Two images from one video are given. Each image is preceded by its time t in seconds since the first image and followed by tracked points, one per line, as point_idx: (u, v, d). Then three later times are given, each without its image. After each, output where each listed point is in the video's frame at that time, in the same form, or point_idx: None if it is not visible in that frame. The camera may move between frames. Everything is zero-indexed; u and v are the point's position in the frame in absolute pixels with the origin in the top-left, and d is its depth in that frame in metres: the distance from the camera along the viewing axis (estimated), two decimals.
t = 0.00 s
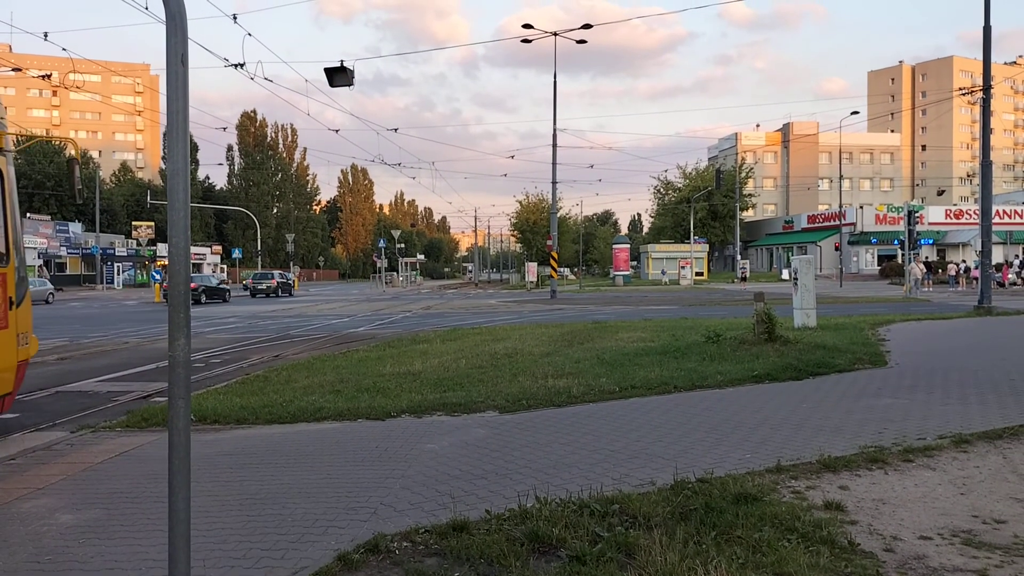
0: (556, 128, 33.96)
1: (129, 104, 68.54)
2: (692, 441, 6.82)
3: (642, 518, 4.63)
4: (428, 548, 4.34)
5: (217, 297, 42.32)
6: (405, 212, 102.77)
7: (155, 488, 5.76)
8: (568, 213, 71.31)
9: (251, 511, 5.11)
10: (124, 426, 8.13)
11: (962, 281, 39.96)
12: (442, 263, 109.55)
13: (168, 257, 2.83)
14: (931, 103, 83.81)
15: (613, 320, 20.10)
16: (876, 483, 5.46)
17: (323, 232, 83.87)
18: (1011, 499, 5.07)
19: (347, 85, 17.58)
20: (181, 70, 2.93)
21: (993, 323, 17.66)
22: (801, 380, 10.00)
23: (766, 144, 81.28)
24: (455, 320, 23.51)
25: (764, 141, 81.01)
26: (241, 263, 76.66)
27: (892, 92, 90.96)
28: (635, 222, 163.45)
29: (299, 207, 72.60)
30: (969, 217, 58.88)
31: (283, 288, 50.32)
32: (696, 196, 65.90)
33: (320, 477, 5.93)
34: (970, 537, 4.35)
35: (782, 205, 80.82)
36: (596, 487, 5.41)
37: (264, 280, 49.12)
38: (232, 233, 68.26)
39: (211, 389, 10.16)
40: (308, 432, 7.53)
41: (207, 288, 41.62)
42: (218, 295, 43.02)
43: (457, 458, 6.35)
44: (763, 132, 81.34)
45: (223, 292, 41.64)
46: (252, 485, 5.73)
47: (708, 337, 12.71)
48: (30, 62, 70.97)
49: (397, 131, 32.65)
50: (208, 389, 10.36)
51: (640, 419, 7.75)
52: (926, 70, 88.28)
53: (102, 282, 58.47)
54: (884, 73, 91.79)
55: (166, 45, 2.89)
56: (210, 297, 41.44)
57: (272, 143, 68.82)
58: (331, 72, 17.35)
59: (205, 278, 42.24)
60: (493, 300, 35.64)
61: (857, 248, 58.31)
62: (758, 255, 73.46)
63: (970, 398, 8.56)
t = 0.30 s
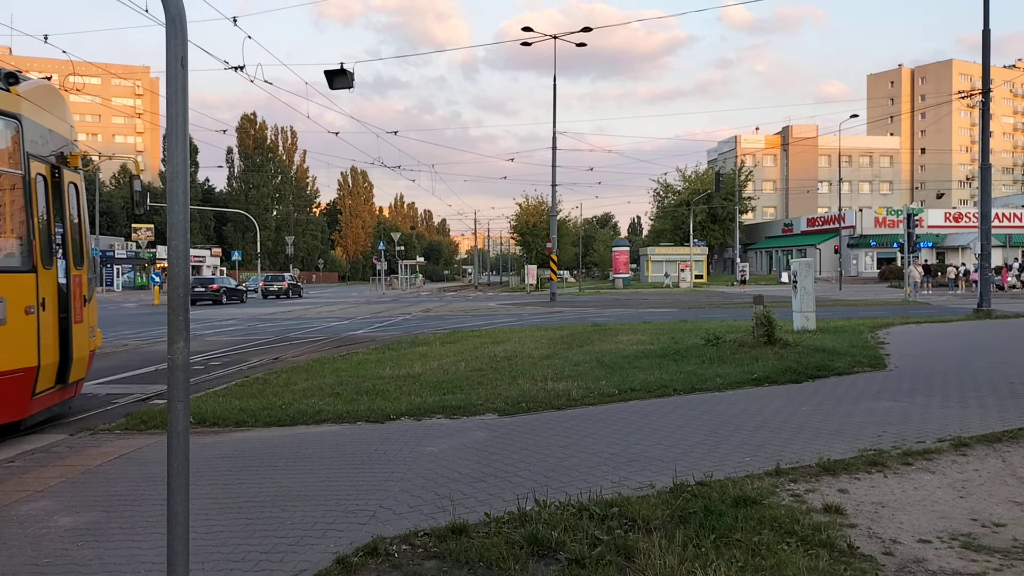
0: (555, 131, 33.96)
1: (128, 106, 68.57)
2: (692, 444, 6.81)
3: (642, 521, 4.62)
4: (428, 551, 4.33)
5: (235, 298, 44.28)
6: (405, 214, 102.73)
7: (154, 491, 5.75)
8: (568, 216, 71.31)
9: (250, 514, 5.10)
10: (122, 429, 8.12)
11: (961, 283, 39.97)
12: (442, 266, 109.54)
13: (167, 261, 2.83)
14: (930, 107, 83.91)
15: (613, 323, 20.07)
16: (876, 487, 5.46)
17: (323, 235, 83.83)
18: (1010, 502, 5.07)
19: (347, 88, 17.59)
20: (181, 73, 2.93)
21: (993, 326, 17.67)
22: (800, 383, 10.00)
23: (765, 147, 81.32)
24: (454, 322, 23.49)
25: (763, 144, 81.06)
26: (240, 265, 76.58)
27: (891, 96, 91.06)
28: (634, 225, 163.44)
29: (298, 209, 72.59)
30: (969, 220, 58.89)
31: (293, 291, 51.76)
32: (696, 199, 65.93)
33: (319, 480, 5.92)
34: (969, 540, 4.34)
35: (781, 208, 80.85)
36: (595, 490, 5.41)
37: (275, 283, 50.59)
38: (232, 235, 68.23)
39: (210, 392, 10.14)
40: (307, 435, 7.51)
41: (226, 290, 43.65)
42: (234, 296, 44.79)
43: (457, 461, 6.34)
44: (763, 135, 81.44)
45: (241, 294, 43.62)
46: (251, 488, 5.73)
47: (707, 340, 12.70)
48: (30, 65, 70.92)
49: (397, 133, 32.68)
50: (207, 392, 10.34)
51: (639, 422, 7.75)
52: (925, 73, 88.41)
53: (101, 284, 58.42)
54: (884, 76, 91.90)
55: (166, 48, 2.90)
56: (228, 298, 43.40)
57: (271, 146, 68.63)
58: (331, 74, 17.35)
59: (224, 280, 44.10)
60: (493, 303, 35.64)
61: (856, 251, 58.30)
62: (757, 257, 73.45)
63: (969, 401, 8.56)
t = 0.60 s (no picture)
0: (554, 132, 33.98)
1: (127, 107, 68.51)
2: (690, 446, 6.82)
3: (640, 523, 4.62)
4: (425, 553, 4.33)
5: (251, 299, 45.60)
6: (404, 216, 102.76)
7: (152, 492, 5.76)
8: (567, 218, 71.33)
9: (249, 515, 5.11)
10: (120, 431, 8.12)
11: (960, 285, 40.04)
12: (440, 267, 109.62)
13: (166, 264, 2.83)
14: (929, 109, 84.00)
15: (611, 324, 20.09)
16: (874, 489, 5.46)
17: (322, 236, 83.81)
18: (1009, 504, 5.07)
19: (346, 89, 17.59)
20: (180, 74, 2.94)
21: (993, 328, 17.67)
22: (799, 384, 10.00)
23: (765, 148, 81.37)
24: (453, 324, 23.48)
25: (762, 146, 81.11)
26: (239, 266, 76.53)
27: (890, 98, 91.18)
28: (634, 227, 163.52)
29: (298, 211, 72.57)
30: (967, 222, 58.98)
31: (302, 292, 53.17)
32: (695, 200, 65.99)
33: (317, 481, 5.93)
34: (968, 543, 4.34)
35: (780, 210, 80.90)
36: (593, 492, 5.41)
37: (286, 283, 52.05)
38: (231, 237, 68.17)
39: (209, 393, 10.15)
40: (306, 436, 7.51)
41: (243, 290, 44.89)
42: (250, 296, 46.01)
43: (455, 463, 6.35)
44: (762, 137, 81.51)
45: (257, 294, 45.05)
46: (249, 489, 5.73)
47: (706, 342, 12.71)
48: (30, 66, 70.85)
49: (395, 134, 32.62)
50: (206, 393, 10.34)
51: (637, 424, 7.76)
52: (924, 76, 88.53)
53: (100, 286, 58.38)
54: (883, 79, 92.02)
55: (165, 49, 2.90)
56: (245, 298, 44.83)
57: (271, 147, 68.29)
58: (330, 75, 17.36)
59: (241, 280, 45.45)
60: (492, 305, 35.64)
61: (855, 253, 58.35)
62: (756, 259, 73.50)
63: (966, 403, 8.58)
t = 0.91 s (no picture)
0: (554, 132, 33.98)
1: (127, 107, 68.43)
2: (690, 446, 6.81)
3: (640, 523, 4.62)
4: (425, 552, 4.32)
5: (267, 299, 46.87)
6: (404, 215, 102.79)
7: (152, 492, 5.76)
8: (566, 218, 71.30)
9: (248, 515, 5.11)
10: (120, 430, 8.12)
11: (960, 285, 40.05)
12: (441, 267, 109.62)
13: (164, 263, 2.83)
14: (929, 109, 84.03)
15: (610, 324, 20.07)
16: (874, 488, 5.46)
17: (321, 236, 83.80)
18: (1009, 504, 5.07)
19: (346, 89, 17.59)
20: (179, 73, 2.94)
21: (993, 328, 17.70)
22: (799, 384, 10.00)
23: (765, 148, 81.34)
24: (453, 324, 23.48)
25: (762, 146, 81.10)
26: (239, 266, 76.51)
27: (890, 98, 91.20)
28: (634, 227, 163.58)
29: (298, 211, 72.57)
30: (967, 222, 58.98)
31: (312, 292, 54.74)
32: (695, 200, 66.00)
33: (316, 481, 5.92)
34: (967, 543, 4.34)
35: (780, 209, 80.88)
36: (593, 492, 5.40)
37: (296, 282, 53.73)
38: (231, 236, 68.17)
39: (209, 393, 10.15)
40: (305, 436, 7.51)
41: (259, 290, 45.99)
42: (265, 295, 47.07)
43: (455, 462, 6.35)
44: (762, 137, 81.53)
45: (271, 294, 46.48)
46: (248, 489, 5.72)
47: (706, 341, 12.70)
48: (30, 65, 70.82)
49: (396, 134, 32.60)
50: (206, 393, 10.35)
51: (637, 424, 7.75)
52: (924, 76, 88.58)
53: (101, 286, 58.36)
54: (883, 79, 92.03)
55: (165, 48, 2.90)
56: (261, 298, 46.13)
57: (271, 147, 68.30)
58: (330, 75, 17.34)
59: (257, 279, 46.61)
60: (492, 305, 35.66)
61: (855, 253, 58.31)
62: (756, 259, 73.53)
63: (966, 403, 8.57)
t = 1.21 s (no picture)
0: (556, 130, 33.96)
1: (128, 105, 68.43)
2: (692, 444, 6.80)
3: (641, 521, 4.61)
4: (426, 550, 4.33)
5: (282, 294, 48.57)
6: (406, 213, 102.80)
7: (153, 489, 5.76)
8: (568, 216, 71.30)
9: (249, 513, 5.10)
10: (121, 428, 8.11)
11: (961, 282, 40.02)
12: (442, 265, 109.70)
13: (167, 262, 2.84)
14: (931, 106, 83.93)
15: (611, 322, 20.06)
16: (876, 486, 5.46)
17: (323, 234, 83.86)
18: (1011, 502, 5.06)
19: (347, 86, 17.57)
20: (180, 70, 2.94)
21: (994, 326, 17.67)
22: (801, 382, 9.99)
23: (766, 146, 81.29)
24: (454, 322, 23.49)
25: (764, 144, 81.06)
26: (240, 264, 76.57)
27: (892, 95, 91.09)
28: (635, 225, 163.53)
29: (299, 209, 72.63)
30: (969, 220, 58.93)
31: (321, 289, 56.33)
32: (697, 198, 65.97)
33: (318, 478, 5.92)
34: (969, 541, 4.34)
35: (782, 207, 80.86)
36: (594, 490, 5.40)
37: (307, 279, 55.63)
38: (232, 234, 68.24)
39: (210, 390, 10.17)
40: (307, 434, 7.48)
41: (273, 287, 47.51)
42: (279, 292, 48.51)
43: (457, 460, 6.34)
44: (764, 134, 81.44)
45: (284, 292, 48.27)
46: (250, 487, 5.72)
47: (707, 339, 12.69)
48: (31, 63, 70.83)
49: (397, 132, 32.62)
50: (207, 390, 10.36)
51: (639, 422, 7.74)
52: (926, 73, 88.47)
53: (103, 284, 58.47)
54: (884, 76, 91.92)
55: (165, 45, 2.89)
56: (276, 294, 47.88)
57: (271, 144, 68.33)
58: (330, 72, 17.32)
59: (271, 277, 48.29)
60: (493, 303, 35.66)
61: (857, 251, 58.23)
62: (758, 257, 73.53)
63: (968, 401, 8.56)
